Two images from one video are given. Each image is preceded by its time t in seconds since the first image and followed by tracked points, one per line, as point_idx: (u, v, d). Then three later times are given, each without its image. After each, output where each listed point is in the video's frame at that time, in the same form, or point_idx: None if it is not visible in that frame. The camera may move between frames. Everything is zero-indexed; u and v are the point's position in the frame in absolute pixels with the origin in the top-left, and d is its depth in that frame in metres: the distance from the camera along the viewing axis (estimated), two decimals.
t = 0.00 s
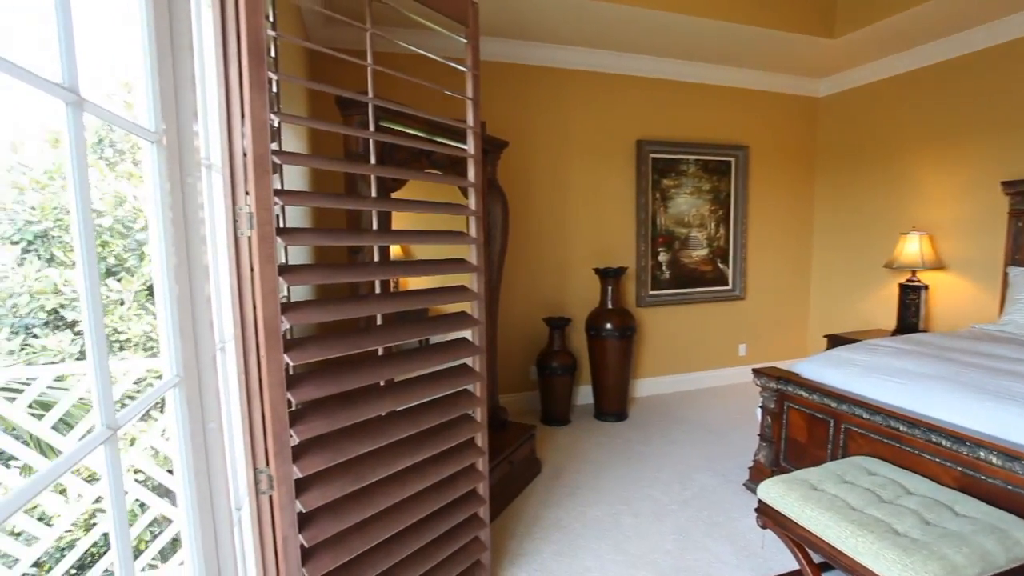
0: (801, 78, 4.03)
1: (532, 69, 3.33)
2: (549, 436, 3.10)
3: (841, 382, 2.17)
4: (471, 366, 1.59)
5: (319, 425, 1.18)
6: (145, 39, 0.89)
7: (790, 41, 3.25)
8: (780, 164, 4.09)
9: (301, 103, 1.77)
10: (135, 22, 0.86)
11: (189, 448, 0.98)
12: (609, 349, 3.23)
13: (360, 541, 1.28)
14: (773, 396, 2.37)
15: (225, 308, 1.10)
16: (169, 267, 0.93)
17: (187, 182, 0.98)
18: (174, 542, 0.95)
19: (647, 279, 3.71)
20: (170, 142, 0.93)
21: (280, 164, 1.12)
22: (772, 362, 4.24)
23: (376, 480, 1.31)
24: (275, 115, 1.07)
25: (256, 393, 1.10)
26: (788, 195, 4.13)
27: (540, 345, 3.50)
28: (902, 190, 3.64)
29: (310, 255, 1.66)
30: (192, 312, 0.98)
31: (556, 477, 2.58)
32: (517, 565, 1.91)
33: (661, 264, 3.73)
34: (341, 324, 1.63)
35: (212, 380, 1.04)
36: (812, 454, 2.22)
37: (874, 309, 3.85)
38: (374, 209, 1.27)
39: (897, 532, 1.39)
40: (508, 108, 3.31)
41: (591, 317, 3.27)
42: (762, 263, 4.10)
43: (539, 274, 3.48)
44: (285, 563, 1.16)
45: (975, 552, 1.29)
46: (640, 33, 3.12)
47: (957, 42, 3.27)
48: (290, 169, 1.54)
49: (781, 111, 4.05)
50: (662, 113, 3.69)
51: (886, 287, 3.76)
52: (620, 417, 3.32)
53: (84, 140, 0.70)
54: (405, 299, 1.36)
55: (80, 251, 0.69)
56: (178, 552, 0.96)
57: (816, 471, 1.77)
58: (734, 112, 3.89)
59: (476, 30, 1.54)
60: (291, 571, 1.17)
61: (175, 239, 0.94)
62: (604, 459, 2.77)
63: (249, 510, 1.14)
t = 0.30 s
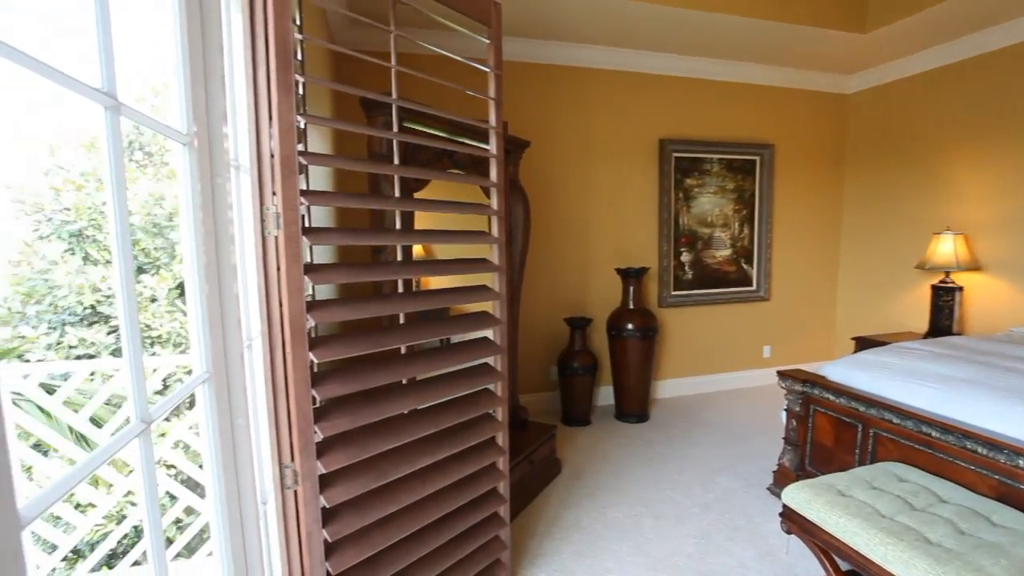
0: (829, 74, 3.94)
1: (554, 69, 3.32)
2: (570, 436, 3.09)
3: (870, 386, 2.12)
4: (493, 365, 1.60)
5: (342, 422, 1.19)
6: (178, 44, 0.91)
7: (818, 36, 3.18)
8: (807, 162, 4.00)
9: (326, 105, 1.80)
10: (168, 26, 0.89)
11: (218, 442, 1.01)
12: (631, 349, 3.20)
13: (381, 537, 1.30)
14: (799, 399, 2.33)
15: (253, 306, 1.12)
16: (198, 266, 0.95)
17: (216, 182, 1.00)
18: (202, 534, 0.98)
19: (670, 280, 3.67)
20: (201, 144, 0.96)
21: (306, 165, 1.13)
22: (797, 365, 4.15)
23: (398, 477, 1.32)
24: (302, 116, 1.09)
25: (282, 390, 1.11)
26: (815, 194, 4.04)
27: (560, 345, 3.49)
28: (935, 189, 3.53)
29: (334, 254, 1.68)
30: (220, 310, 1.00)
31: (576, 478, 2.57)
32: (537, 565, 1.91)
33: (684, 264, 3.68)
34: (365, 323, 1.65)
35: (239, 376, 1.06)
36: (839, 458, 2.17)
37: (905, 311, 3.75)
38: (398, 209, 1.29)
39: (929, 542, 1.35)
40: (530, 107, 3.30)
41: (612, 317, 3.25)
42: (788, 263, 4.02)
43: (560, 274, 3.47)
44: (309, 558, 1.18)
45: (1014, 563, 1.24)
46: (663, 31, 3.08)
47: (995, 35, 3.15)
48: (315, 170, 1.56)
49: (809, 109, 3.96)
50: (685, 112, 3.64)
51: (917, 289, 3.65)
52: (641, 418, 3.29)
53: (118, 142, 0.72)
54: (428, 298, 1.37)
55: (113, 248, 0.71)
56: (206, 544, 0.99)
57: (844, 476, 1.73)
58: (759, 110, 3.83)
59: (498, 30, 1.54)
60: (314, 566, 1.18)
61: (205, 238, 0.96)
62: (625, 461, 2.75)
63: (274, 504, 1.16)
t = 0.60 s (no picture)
0: (856, 68, 3.84)
1: (573, 66, 3.31)
2: (588, 435, 3.08)
3: (896, 387, 2.07)
4: (511, 363, 1.60)
5: (362, 418, 1.20)
6: (205, 46, 0.93)
7: (844, 29, 3.10)
8: (831, 158, 3.92)
9: (346, 104, 1.81)
10: (195, 29, 0.91)
11: (241, 436, 1.03)
12: (650, 348, 3.18)
13: (400, 533, 1.31)
14: (821, 400, 2.28)
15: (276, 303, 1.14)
16: (223, 264, 0.97)
17: (240, 182, 1.02)
18: (226, 526, 1.00)
19: (690, 278, 3.62)
20: (226, 144, 0.97)
21: (328, 164, 1.14)
22: (820, 365, 4.08)
23: (417, 474, 1.33)
24: (324, 116, 1.09)
25: (304, 386, 1.13)
26: (840, 190, 3.96)
27: (579, 343, 3.48)
28: (965, 186, 3.43)
29: (355, 253, 1.70)
30: (244, 307, 1.02)
31: (594, 477, 2.56)
32: (554, 563, 1.91)
33: (704, 262, 3.64)
34: (385, 320, 1.66)
35: (262, 372, 1.08)
36: (863, 461, 2.13)
37: (934, 311, 3.65)
38: (417, 207, 1.29)
39: (959, 548, 1.32)
40: (549, 105, 3.29)
41: (631, 315, 3.22)
42: (811, 261, 3.94)
43: (579, 272, 3.46)
44: (330, 552, 1.19)
45: None
46: (684, 26, 3.04)
47: None
48: (336, 169, 1.58)
49: (833, 103, 3.88)
50: (706, 108, 3.59)
51: (947, 288, 3.55)
52: (660, 417, 3.27)
53: (146, 143, 0.73)
54: (447, 296, 1.38)
55: (140, 247, 0.72)
56: (230, 535, 1.01)
57: (869, 479, 1.69)
58: (782, 105, 3.76)
59: (517, 27, 1.54)
60: (335, 560, 1.20)
61: (229, 236, 0.98)
62: (643, 460, 2.73)
63: (296, 498, 1.17)
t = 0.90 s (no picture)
0: (884, 62, 3.75)
1: (593, 63, 3.29)
2: (606, 434, 3.07)
3: (925, 390, 2.02)
4: (531, 362, 1.60)
5: (383, 415, 1.21)
6: (231, 48, 0.95)
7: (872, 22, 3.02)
8: (858, 155, 3.82)
9: (367, 105, 1.83)
10: (222, 32, 0.93)
11: (265, 431, 1.05)
12: (670, 348, 3.15)
13: (419, 529, 1.32)
14: (847, 402, 2.24)
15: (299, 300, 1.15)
16: (247, 262, 0.99)
17: (265, 182, 1.04)
18: (250, 519, 1.02)
19: (711, 277, 3.58)
20: (251, 144, 0.99)
21: (350, 164, 1.15)
22: (845, 366, 3.99)
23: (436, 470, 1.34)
24: (346, 116, 1.10)
25: (326, 383, 1.14)
26: (866, 188, 3.87)
27: (598, 342, 3.46)
28: (1000, 183, 3.32)
29: (375, 251, 1.72)
30: (268, 304, 1.04)
31: (612, 477, 2.55)
32: (572, 562, 1.90)
33: (725, 261, 3.58)
34: (405, 318, 1.67)
35: (285, 368, 1.10)
36: (890, 465, 2.08)
37: (965, 312, 3.54)
38: (438, 206, 1.30)
39: (991, 557, 1.28)
40: (568, 103, 3.28)
41: (651, 315, 3.19)
42: (836, 261, 3.86)
43: (598, 271, 3.44)
44: (351, 547, 1.20)
45: None
46: (706, 22, 3.00)
47: None
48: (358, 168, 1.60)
49: (860, 99, 3.79)
50: (728, 105, 3.54)
51: (980, 288, 3.45)
52: (680, 418, 3.23)
53: (174, 143, 0.75)
54: (467, 295, 1.38)
55: (168, 245, 0.74)
56: (254, 528, 1.03)
57: (897, 484, 1.65)
58: (807, 102, 3.68)
59: (537, 25, 1.53)
60: (355, 555, 1.21)
61: (254, 235, 1.00)
62: (663, 461, 2.71)
63: (317, 492, 1.19)
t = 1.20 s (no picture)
0: (914, 55, 3.64)
1: (614, 61, 3.26)
2: (626, 434, 3.05)
3: (956, 393, 1.96)
4: (550, 360, 1.60)
5: (403, 413, 1.22)
6: (256, 50, 0.97)
7: (903, 15, 2.94)
8: (886, 151, 3.73)
9: (388, 104, 1.85)
10: (248, 35, 0.95)
11: (288, 425, 1.07)
12: (691, 347, 3.11)
13: (439, 526, 1.32)
14: (873, 404, 2.19)
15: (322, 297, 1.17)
16: (272, 259, 1.00)
17: (289, 181, 1.05)
18: (273, 512, 1.04)
19: (733, 276, 3.53)
20: (276, 144, 1.01)
21: (372, 162, 1.16)
22: (872, 368, 3.90)
23: (456, 468, 1.35)
24: (368, 116, 1.11)
25: (348, 379, 1.15)
26: (895, 184, 3.77)
27: (617, 341, 3.44)
28: None
29: (396, 249, 1.73)
30: (292, 301, 1.06)
31: (633, 477, 2.53)
32: (592, 562, 1.90)
33: (748, 260, 3.53)
34: (425, 315, 1.69)
35: (308, 364, 1.12)
36: (919, 469, 2.03)
37: (999, 313, 3.43)
38: (458, 204, 1.31)
39: None
40: (589, 101, 3.26)
41: (672, 314, 3.16)
42: (863, 259, 3.77)
43: (617, 269, 3.42)
44: (371, 542, 1.22)
45: None
46: (730, 17, 2.95)
47: None
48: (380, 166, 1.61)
49: (889, 93, 3.69)
50: (752, 101, 3.48)
51: (1015, 289, 3.33)
52: (701, 418, 3.20)
53: (201, 142, 0.76)
54: (487, 293, 1.39)
55: (196, 243, 0.75)
56: (278, 520, 1.05)
57: (927, 490, 1.61)
58: (833, 97, 3.60)
59: (558, 23, 1.53)
60: (376, 550, 1.22)
61: (278, 233, 1.02)
62: (684, 461, 2.68)
63: (339, 487, 1.20)
